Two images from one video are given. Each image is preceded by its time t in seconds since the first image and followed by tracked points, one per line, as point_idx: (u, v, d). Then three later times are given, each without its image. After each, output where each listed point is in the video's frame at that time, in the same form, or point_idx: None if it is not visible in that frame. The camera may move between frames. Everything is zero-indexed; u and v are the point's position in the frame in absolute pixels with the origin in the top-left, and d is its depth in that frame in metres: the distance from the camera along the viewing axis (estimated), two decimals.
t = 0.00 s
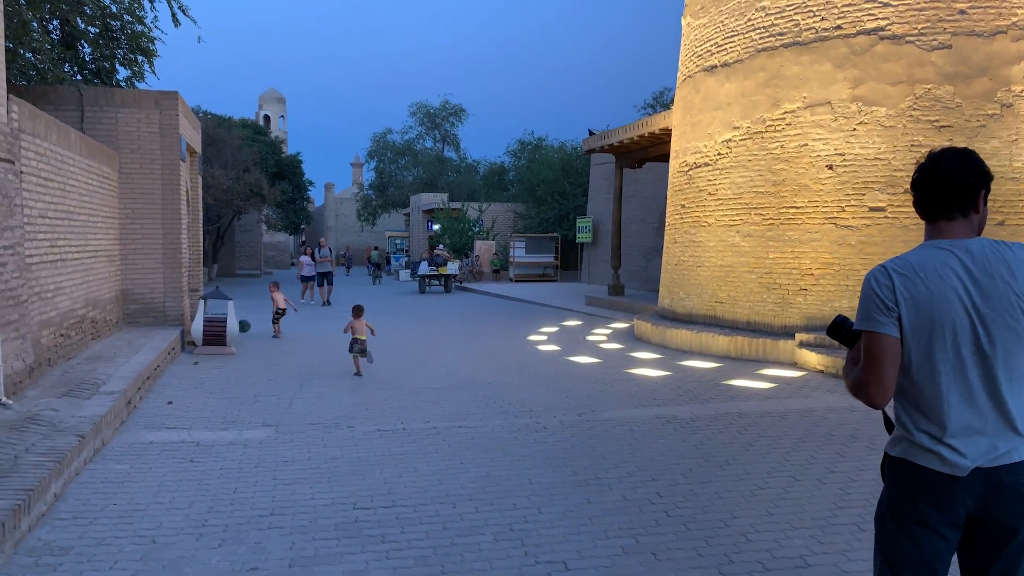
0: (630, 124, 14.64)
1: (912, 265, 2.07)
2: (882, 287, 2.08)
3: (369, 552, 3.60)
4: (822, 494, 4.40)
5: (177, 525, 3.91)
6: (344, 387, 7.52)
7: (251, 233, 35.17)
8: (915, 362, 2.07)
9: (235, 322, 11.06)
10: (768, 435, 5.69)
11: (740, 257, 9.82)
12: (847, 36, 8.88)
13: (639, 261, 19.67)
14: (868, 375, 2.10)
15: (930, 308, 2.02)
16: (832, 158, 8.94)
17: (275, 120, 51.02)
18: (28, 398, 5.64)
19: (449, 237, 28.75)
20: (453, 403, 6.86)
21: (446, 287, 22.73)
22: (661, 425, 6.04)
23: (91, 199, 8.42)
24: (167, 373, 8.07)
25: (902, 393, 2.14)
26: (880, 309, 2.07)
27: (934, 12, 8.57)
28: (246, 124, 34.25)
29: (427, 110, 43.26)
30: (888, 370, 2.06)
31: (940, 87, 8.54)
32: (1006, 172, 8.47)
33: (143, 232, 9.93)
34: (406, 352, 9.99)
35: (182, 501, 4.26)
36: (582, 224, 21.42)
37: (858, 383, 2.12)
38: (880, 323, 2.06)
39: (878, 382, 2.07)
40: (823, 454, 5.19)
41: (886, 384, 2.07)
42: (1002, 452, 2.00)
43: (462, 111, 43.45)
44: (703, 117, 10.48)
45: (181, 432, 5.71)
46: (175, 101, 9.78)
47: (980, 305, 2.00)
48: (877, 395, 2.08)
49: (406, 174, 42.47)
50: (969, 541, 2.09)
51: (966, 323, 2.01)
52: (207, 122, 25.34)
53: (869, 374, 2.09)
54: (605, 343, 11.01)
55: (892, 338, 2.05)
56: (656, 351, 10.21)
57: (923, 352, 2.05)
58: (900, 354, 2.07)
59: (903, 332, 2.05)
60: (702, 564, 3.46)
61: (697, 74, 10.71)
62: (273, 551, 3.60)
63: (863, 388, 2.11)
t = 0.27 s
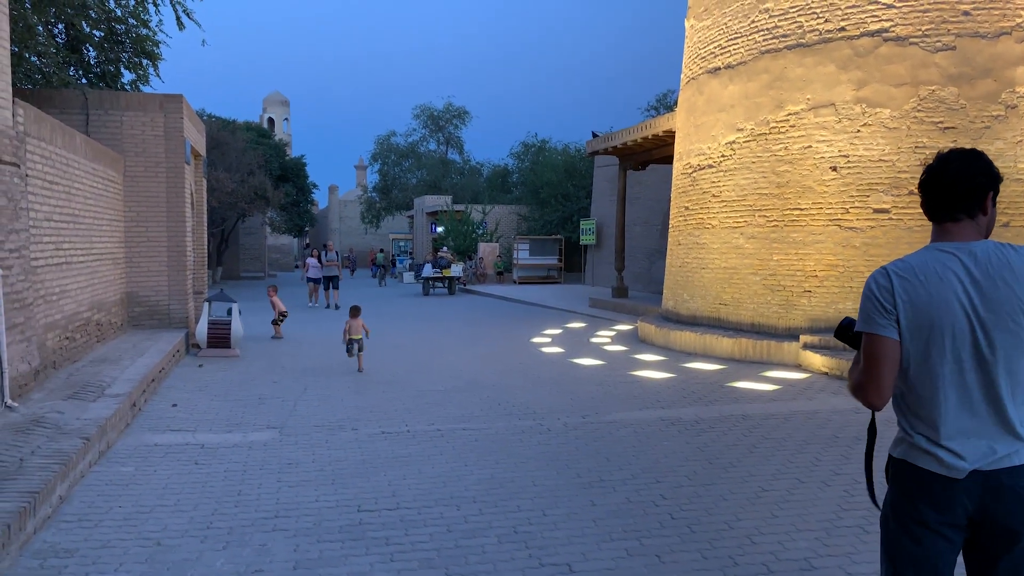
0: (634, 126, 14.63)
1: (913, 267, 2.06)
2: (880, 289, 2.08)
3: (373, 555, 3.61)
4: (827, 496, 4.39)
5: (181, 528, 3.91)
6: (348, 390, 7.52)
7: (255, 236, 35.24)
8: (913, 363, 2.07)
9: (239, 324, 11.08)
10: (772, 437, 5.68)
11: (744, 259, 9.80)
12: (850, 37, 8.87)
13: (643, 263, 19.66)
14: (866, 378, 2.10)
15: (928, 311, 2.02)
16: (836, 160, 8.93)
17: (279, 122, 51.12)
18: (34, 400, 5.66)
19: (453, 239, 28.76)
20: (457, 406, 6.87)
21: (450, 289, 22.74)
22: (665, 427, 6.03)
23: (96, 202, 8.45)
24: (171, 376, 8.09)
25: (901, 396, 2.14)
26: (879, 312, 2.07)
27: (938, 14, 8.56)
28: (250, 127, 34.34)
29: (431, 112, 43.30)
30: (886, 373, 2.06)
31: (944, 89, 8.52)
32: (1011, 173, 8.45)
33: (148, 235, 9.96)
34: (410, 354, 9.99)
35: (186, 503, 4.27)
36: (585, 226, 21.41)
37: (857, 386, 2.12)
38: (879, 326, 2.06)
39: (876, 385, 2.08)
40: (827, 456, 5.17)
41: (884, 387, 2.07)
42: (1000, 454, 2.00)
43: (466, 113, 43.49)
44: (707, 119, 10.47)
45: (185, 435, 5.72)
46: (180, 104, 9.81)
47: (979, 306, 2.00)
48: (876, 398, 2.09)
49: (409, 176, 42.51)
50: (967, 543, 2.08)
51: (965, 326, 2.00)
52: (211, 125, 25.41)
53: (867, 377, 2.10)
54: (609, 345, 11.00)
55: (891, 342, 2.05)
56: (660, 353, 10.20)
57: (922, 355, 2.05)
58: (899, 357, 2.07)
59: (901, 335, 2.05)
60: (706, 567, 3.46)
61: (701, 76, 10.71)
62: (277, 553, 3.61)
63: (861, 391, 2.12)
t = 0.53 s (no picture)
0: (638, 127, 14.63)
1: (931, 268, 2.05)
2: (898, 291, 2.06)
3: (377, 557, 3.61)
4: (832, 498, 4.38)
5: (186, 530, 3.92)
6: (353, 392, 7.53)
7: (259, 238, 35.31)
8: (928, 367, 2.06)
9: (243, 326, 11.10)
10: (776, 439, 5.67)
11: (748, 260, 9.78)
12: (854, 38, 8.86)
13: (647, 265, 19.64)
14: (886, 382, 2.09)
15: (948, 314, 2.01)
16: (840, 161, 8.92)
17: (283, 125, 51.23)
18: (39, 402, 5.67)
19: (457, 241, 28.78)
20: (461, 408, 6.87)
21: (454, 291, 22.75)
22: (670, 429, 6.02)
23: (100, 205, 8.47)
24: (176, 378, 8.11)
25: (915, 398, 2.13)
26: (897, 314, 2.05)
27: (942, 15, 8.55)
28: (254, 129, 34.41)
29: (434, 114, 43.35)
30: (907, 376, 2.05)
31: (949, 89, 8.50)
32: (1016, 174, 8.42)
33: (152, 238, 9.98)
34: (414, 356, 10.00)
35: (191, 505, 4.27)
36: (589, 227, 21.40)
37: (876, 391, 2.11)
38: (897, 329, 2.05)
39: (896, 389, 2.07)
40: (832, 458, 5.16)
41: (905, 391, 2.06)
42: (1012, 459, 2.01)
43: (469, 115, 43.54)
44: (711, 121, 10.46)
45: (190, 437, 5.73)
46: (184, 107, 9.83)
47: (997, 309, 2.00)
48: (896, 402, 2.07)
49: (413, 178, 42.56)
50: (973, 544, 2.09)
51: (983, 329, 2.00)
52: (215, 128, 25.47)
53: (887, 381, 2.08)
54: (614, 347, 10.99)
55: (912, 344, 2.04)
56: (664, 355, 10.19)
57: (940, 357, 2.04)
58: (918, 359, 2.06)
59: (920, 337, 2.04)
60: (711, 569, 3.45)
61: (704, 77, 10.70)
62: (281, 556, 3.61)
63: (881, 395, 2.11)
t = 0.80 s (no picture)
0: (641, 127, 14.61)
1: (941, 263, 2.04)
2: (908, 286, 2.04)
3: (381, 557, 3.60)
4: (837, 498, 4.36)
5: (190, 530, 3.92)
6: (356, 392, 7.53)
7: (263, 239, 35.38)
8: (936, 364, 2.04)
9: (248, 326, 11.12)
10: (781, 439, 5.65)
11: (752, 260, 9.76)
12: (858, 38, 8.84)
13: (651, 265, 19.62)
14: (894, 377, 2.07)
15: (957, 309, 1.99)
16: (844, 160, 8.89)
17: (287, 126, 51.30)
18: (44, 403, 5.69)
19: (461, 241, 28.79)
20: (465, 408, 6.86)
21: (457, 292, 22.75)
22: (674, 429, 6.01)
23: (104, 206, 8.48)
24: (180, 379, 8.12)
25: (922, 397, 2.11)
26: (907, 308, 2.03)
27: (947, 14, 8.52)
28: (258, 130, 34.46)
29: (438, 115, 43.38)
30: (916, 370, 2.03)
31: (953, 89, 8.48)
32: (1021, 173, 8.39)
33: (156, 239, 10.00)
34: (417, 356, 10.00)
35: (195, 506, 4.27)
36: (593, 228, 21.43)
37: (884, 388, 2.08)
38: (906, 323, 2.02)
39: (905, 384, 2.04)
40: (837, 458, 5.14)
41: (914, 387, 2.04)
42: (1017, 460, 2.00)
43: (473, 116, 43.56)
44: (715, 120, 10.43)
45: (194, 438, 5.73)
46: (188, 108, 9.84)
47: (1006, 308, 1.99)
48: (906, 398, 2.05)
49: (417, 179, 42.58)
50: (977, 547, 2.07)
51: (992, 327, 1.99)
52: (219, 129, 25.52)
53: (895, 376, 2.06)
54: (618, 348, 10.98)
55: (921, 338, 2.02)
56: (669, 356, 10.17)
57: (949, 353, 2.02)
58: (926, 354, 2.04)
59: (929, 332, 2.02)
60: (716, 570, 3.44)
61: (708, 77, 10.67)
62: (285, 556, 3.61)
63: (889, 392, 2.08)
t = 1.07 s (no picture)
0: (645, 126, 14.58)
1: (942, 256, 2.05)
2: (907, 277, 2.04)
3: (385, 557, 3.60)
4: (842, 497, 4.35)
5: (194, 530, 3.92)
6: (360, 392, 7.54)
7: (267, 238, 35.43)
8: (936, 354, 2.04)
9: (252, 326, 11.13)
10: (785, 438, 5.63)
11: (756, 259, 9.74)
12: (862, 35, 8.81)
13: (654, 264, 19.59)
14: (893, 367, 2.06)
15: (957, 300, 1.99)
16: (849, 158, 8.87)
17: (290, 125, 51.36)
18: (48, 403, 5.69)
19: (464, 241, 28.79)
20: (469, 407, 6.85)
21: (461, 291, 22.75)
22: (678, 428, 6.00)
23: (109, 206, 8.50)
24: (184, 378, 8.12)
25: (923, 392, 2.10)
26: (906, 298, 2.03)
27: (952, 11, 8.49)
28: (262, 130, 34.50)
29: (441, 114, 43.40)
30: (915, 360, 2.02)
31: (958, 86, 8.45)
32: None
33: (160, 239, 10.02)
34: (421, 355, 10.01)
35: (199, 505, 4.28)
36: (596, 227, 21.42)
37: (883, 378, 2.07)
38: (906, 312, 2.02)
39: (903, 372, 2.03)
40: (841, 457, 5.12)
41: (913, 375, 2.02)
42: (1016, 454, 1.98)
43: (476, 115, 43.56)
44: (718, 119, 10.41)
45: (199, 437, 5.74)
46: (192, 107, 9.85)
47: (1006, 301, 1.98)
48: (904, 387, 2.03)
49: (420, 178, 42.60)
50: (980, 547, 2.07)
51: (992, 319, 1.98)
52: (222, 128, 25.55)
53: (894, 366, 2.05)
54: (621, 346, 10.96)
55: (920, 328, 2.01)
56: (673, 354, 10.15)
57: (949, 345, 2.01)
58: (926, 345, 2.03)
59: (928, 322, 2.02)
60: (721, 569, 3.43)
61: (711, 75, 10.64)
62: (290, 556, 3.61)
63: (888, 381, 2.06)
